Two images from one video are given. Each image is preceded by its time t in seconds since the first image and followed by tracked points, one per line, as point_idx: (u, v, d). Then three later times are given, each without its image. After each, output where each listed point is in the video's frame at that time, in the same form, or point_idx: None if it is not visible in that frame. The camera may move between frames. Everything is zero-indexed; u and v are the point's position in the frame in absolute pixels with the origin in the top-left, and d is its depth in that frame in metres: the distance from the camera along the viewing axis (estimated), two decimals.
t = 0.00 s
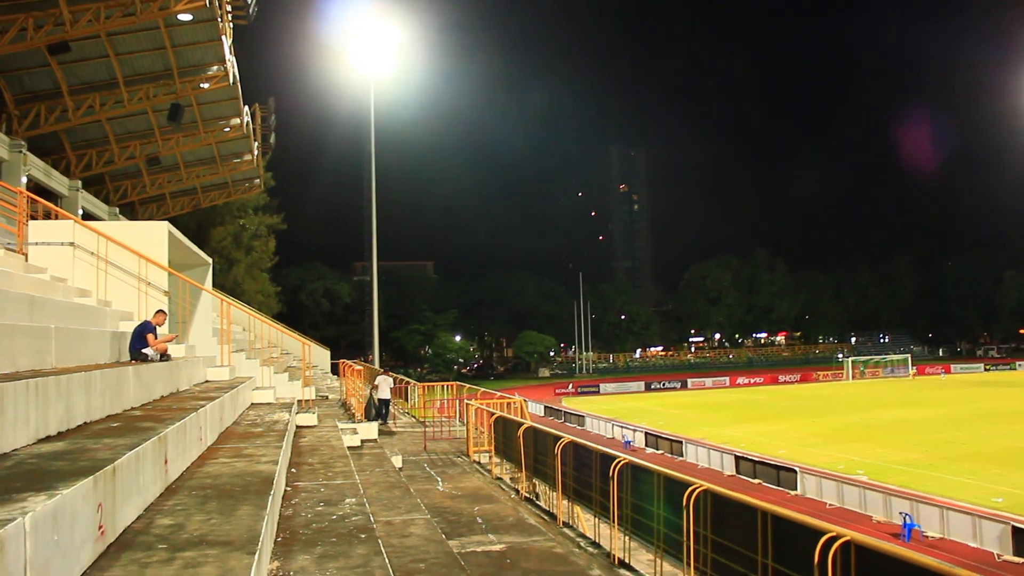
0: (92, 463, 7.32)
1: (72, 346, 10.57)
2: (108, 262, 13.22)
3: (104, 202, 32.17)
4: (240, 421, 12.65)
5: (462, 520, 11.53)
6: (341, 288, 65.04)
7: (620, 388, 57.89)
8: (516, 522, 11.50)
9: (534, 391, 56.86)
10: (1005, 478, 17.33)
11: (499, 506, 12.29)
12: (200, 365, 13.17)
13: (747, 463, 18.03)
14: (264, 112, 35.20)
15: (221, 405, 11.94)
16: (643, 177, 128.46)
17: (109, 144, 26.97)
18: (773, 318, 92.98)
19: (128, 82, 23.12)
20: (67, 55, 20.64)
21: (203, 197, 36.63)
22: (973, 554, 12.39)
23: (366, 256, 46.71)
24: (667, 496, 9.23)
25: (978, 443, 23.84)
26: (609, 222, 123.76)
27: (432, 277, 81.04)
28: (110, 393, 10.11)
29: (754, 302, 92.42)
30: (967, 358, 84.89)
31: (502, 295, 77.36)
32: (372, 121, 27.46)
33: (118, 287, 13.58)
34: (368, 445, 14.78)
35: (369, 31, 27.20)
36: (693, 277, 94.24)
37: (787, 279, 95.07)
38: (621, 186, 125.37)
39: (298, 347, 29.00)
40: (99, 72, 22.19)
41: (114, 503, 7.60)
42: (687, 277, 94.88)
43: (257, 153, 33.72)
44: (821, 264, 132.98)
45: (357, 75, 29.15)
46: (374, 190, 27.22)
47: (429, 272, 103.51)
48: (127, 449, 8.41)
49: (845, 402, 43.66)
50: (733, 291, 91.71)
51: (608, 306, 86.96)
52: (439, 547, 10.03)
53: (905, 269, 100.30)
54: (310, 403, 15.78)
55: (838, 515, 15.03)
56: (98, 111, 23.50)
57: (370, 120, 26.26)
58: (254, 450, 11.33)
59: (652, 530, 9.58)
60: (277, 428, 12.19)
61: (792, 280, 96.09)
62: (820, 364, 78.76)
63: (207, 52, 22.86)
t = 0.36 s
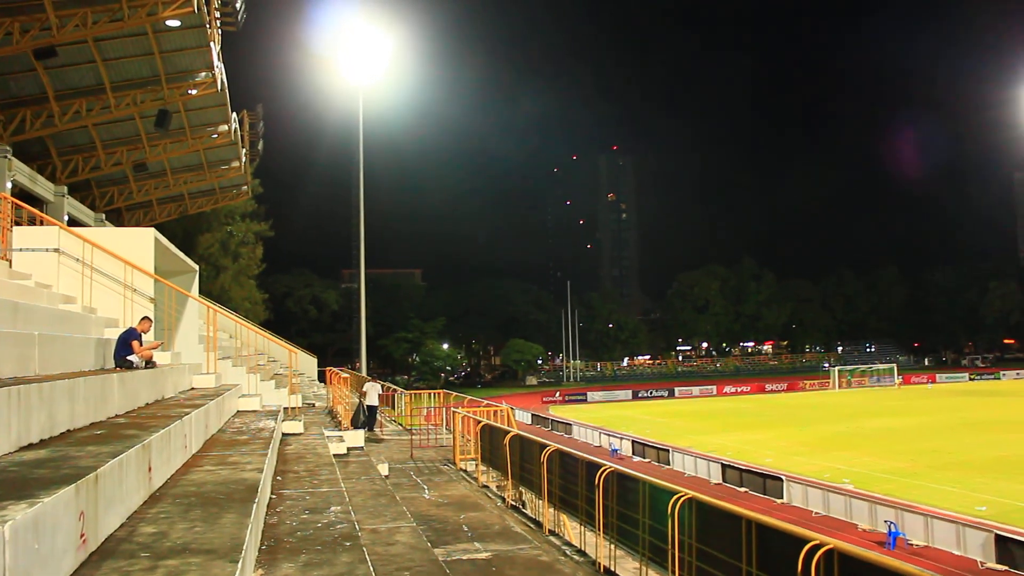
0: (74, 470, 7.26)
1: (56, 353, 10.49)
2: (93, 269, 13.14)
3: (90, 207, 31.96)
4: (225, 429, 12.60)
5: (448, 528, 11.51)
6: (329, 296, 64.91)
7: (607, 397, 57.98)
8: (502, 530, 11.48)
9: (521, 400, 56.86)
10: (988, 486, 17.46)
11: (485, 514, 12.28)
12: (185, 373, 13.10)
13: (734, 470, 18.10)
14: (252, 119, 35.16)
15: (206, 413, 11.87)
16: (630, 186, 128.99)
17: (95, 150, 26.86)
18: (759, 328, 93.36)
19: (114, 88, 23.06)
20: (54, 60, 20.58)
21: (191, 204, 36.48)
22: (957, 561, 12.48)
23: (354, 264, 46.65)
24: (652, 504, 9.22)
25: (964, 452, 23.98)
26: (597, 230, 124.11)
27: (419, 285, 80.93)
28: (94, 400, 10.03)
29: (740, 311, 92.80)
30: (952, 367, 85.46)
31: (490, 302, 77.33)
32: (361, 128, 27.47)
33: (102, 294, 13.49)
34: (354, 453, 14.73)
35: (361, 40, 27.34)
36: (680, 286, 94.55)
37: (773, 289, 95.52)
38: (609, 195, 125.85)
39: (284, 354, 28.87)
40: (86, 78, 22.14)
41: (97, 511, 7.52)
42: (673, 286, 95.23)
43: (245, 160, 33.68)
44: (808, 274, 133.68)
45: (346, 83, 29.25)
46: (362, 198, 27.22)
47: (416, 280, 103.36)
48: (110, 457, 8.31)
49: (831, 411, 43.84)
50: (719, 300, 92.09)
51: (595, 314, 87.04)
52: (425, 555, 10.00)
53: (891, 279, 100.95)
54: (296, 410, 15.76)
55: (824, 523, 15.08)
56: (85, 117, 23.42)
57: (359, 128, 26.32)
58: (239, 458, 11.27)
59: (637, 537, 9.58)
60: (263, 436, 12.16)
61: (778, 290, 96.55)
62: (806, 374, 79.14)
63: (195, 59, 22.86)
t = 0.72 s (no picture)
0: (49, 467, 7.24)
1: (35, 349, 10.43)
2: (74, 264, 13.09)
3: (72, 202, 31.70)
4: (204, 426, 12.57)
5: (427, 527, 11.51)
6: (312, 294, 64.75)
7: (589, 398, 58.12)
8: (481, 529, 11.50)
9: (503, 400, 56.91)
10: (965, 490, 17.63)
11: (465, 513, 12.29)
12: (165, 370, 13.06)
13: (714, 473, 18.19)
14: (237, 116, 35.02)
15: (186, 410, 11.86)
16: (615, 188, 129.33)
17: (78, 145, 26.70)
18: (741, 330, 93.83)
19: (98, 84, 22.97)
20: (36, 54, 20.48)
21: (174, 200, 36.24)
22: (933, 564, 12.59)
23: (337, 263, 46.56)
24: (631, 505, 9.26)
25: (941, 456, 24.23)
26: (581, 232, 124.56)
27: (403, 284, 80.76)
28: (72, 396, 9.99)
29: (723, 314, 93.20)
30: (932, 373, 86.22)
31: (474, 303, 77.29)
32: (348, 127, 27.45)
33: (83, 290, 13.43)
34: (334, 451, 14.71)
35: (349, 37, 27.31)
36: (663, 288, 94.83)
37: (756, 292, 96.01)
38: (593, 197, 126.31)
39: (266, 351, 28.77)
40: (69, 72, 22.03)
41: (72, 508, 7.49)
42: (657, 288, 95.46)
43: (229, 157, 33.55)
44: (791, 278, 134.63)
45: (337, 82, 29.26)
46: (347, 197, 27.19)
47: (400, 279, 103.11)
48: (87, 454, 8.27)
49: (809, 414, 44.15)
50: (702, 302, 92.52)
51: (578, 315, 87.10)
52: (403, 553, 10.01)
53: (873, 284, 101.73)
54: (277, 409, 15.74)
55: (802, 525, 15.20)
56: (68, 111, 23.28)
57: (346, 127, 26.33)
58: (218, 455, 11.25)
59: (615, 538, 9.63)
60: (243, 434, 12.15)
61: (761, 293, 97.06)
62: (787, 377, 79.68)
63: (179, 55, 22.78)
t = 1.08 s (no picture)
0: (24, 459, 7.18)
1: (15, 339, 10.36)
2: (54, 255, 13.02)
3: (53, 192, 31.37)
4: (185, 418, 12.57)
5: (408, 519, 11.54)
6: (295, 286, 64.61)
7: (573, 390, 58.27)
8: (463, 521, 11.53)
9: (486, 392, 57.04)
10: (944, 481, 17.83)
11: (446, 505, 12.32)
12: (146, 361, 13.03)
13: (696, 465, 18.30)
14: (220, 106, 34.76)
15: (166, 401, 11.84)
16: (599, 180, 129.38)
17: (59, 134, 26.47)
18: (724, 323, 94.25)
19: (79, 72, 22.81)
20: (15, 42, 20.29)
21: (156, 190, 35.94)
22: (911, 555, 12.74)
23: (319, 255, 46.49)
24: (611, 496, 9.28)
25: (919, 448, 24.48)
26: (565, 224, 124.62)
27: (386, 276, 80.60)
28: (51, 387, 9.94)
29: (707, 306, 93.52)
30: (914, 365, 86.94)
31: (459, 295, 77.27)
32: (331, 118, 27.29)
33: (63, 280, 13.36)
34: (316, 443, 14.71)
35: (335, 26, 27.15)
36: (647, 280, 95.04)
37: (739, 285, 96.39)
38: (578, 190, 126.37)
39: (248, 343, 28.69)
40: (49, 60, 21.85)
41: (49, 500, 7.43)
42: (640, 281, 95.92)
43: (212, 147, 33.35)
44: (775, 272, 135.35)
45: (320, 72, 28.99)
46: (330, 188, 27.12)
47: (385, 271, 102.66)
48: (64, 445, 8.20)
49: (789, 406, 44.52)
50: (686, 295, 92.87)
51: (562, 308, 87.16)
52: (384, 545, 10.02)
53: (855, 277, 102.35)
54: (259, 401, 15.73)
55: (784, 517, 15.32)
56: (48, 100, 23.11)
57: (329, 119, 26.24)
58: (199, 447, 11.21)
59: (595, 530, 9.65)
60: (224, 426, 12.15)
61: (745, 286, 97.44)
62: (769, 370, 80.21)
63: (162, 44, 22.62)
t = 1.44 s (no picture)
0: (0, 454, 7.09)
1: None
2: (37, 250, 12.94)
3: (35, 185, 31.09)
4: (168, 414, 12.55)
5: (391, 517, 11.52)
6: (280, 283, 64.45)
7: (558, 389, 58.26)
8: (446, 520, 11.51)
9: (471, 391, 56.99)
10: (927, 483, 17.93)
11: (430, 503, 12.31)
12: (129, 356, 12.98)
13: (680, 465, 18.36)
14: (206, 101, 34.61)
15: (149, 397, 11.80)
16: (587, 180, 129.53)
17: (42, 128, 26.29)
18: (710, 323, 94.55)
19: (64, 66, 22.69)
20: None
21: (141, 185, 35.72)
22: (893, 556, 12.79)
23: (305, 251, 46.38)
24: (594, 495, 9.26)
25: (903, 449, 24.58)
26: (552, 224, 124.70)
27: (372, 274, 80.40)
28: (32, 381, 9.86)
29: (693, 307, 93.82)
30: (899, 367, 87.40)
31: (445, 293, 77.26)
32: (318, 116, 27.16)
33: (46, 275, 13.29)
34: (299, 440, 14.66)
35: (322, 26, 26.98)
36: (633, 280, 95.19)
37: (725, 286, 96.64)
38: (565, 189, 126.50)
39: (231, 339, 28.59)
40: (33, 53, 21.72)
41: (26, 495, 7.34)
42: (627, 280, 96.14)
43: (198, 143, 33.22)
44: (761, 273, 135.88)
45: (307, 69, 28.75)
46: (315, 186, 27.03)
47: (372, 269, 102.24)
48: (43, 441, 8.11)
49: (773, 406, 44.72)
50: (672, 296, 93.06)
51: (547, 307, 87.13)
52: (366, 543, 9.98)
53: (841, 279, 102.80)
54: (242, 398, 15.72)
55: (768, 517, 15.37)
56: (32, 94, 22.94)
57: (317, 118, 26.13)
58: (181, 444, 11.16)
59: (578, 529, 9.63)
60: (206, 423, 12.15)
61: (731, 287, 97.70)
62: (754, 370, 80.55)
63: (147, 39, 22.51)
